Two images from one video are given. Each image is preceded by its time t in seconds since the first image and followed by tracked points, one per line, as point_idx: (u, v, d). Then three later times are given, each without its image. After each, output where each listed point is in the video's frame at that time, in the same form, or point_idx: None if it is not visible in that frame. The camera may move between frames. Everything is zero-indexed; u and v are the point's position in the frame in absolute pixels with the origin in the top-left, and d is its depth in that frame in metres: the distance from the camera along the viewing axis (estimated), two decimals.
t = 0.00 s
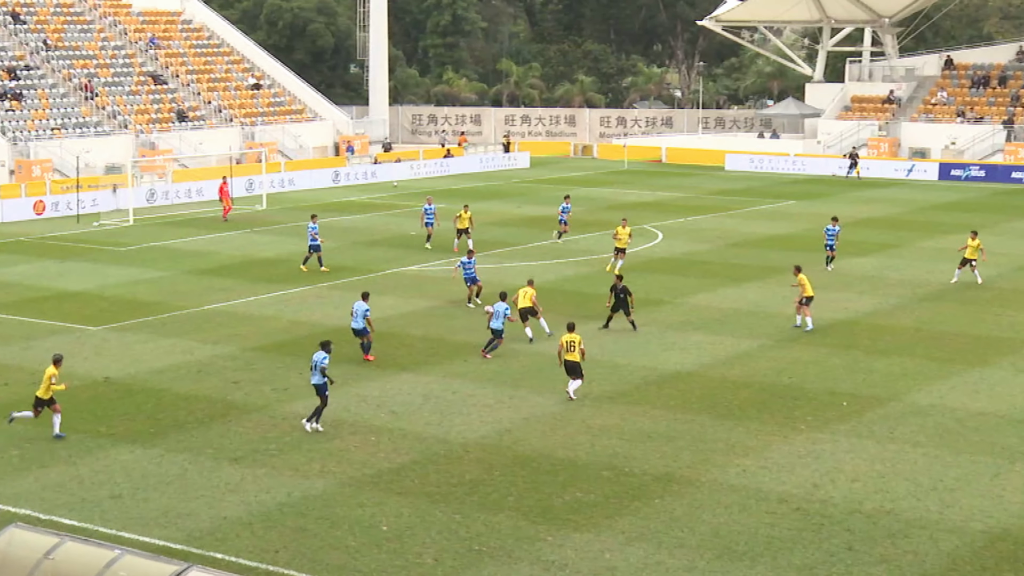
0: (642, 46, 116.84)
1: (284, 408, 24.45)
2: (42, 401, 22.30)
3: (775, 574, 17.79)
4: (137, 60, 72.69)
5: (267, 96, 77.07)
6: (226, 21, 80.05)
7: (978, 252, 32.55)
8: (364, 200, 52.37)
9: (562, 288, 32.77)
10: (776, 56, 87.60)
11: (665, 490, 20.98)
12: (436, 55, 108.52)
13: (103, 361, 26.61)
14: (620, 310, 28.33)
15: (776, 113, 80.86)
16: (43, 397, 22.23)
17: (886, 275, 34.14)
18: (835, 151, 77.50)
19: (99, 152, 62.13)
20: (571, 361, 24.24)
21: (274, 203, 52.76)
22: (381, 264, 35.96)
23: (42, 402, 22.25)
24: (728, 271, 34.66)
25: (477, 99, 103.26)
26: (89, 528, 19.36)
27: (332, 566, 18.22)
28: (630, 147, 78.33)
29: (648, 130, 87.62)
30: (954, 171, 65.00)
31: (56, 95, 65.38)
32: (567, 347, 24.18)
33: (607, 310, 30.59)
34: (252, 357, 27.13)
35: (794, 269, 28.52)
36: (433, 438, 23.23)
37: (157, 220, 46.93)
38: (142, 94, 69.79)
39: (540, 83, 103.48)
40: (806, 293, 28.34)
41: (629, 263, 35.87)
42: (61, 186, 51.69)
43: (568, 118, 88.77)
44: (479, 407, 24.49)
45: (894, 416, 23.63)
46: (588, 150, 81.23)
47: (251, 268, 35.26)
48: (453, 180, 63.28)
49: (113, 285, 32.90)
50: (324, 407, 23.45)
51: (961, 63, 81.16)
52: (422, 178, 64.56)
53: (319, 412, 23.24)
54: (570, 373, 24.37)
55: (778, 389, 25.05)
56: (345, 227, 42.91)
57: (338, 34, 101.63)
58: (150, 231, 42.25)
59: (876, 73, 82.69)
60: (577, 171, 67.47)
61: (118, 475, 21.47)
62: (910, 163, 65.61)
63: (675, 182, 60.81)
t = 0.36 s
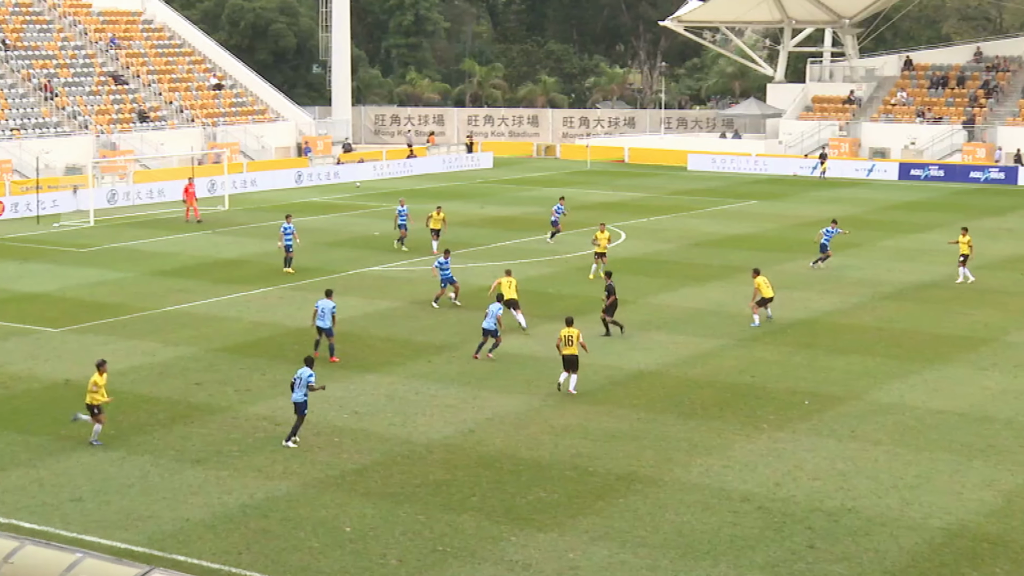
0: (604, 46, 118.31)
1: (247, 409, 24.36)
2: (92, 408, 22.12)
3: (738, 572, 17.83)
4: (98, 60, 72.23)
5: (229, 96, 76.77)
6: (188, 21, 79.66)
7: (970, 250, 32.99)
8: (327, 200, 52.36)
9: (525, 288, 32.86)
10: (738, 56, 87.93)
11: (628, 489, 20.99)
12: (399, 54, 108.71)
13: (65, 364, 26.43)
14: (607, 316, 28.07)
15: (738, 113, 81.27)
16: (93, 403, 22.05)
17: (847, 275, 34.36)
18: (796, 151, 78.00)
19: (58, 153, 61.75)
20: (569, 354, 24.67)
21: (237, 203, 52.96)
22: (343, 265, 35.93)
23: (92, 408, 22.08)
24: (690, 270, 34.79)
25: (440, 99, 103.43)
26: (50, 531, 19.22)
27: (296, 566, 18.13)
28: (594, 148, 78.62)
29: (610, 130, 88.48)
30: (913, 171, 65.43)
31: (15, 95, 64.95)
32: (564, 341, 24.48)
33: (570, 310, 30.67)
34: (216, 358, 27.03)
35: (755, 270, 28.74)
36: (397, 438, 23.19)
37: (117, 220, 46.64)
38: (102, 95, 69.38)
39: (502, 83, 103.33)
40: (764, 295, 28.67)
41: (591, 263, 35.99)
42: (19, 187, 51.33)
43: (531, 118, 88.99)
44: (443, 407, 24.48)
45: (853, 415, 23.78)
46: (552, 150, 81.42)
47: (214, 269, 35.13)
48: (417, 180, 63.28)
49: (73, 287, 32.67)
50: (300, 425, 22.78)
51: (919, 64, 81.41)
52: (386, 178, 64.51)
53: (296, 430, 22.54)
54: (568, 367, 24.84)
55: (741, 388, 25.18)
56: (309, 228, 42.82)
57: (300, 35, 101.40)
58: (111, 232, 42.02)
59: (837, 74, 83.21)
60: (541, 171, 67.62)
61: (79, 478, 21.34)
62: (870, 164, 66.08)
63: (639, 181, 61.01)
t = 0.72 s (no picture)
0: (560, 46, 118.75)
1: (204, 411, 24.25)
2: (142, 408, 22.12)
3: (694, 571, 17.90)
4: (50, 61, 71.68)
5: (184, 97, 76.40)
6: (142, 20, 79.18)
7: (953, 248, 33.65)
8: (284, 200, 52.39)
9: (483, 288, 32.91)
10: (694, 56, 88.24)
11: (585, 488, 21.02)
12: (356, 55, 108.67)
13: (20, 367, 26.21)
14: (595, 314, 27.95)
15: (693, 113, 81.69)
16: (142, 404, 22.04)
17: (804, 274, 34.60)
18: (751, 151, 78.55)
19: (10, 154, 61.23)
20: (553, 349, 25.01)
21: (193, 203, 52.92)
22: (301, 266, 35.82)
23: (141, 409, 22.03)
24: (648, 270, 34.93)
25: (397, 99, 103.36)
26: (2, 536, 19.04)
27: (252, 569, 18.04)
28: (550, 148, 78.64)
29: (568, 131, 88.26)
30: (866, 170, 65.99)
31: None
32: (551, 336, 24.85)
33: (528, 310, 30.74)
34: (173, 360, 26.89)
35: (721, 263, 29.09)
36: (354, 439, 23.15)
37: (72, 221, 46.36)
38: (55, 95, 68.88)
39: (459, 83, 104.49)
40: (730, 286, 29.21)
41: (549, 263, 36.09)
42: None
43: (488, 119, 88.83)
44: (401, 408, 24.47)
45: (809, 413, 23.93)
46: (509, 151, 81.52)
47: (171, 270, 34.96)
48: (374, 181, 63.24)
49: (27, 289, 32.40)
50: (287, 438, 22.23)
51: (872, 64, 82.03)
52: (342, 178, 64.36)
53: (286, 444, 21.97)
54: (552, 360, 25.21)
55: (697, 387, 25.32)
56: (266, 228, 42.71)
57: (255, 35, 101.10)
58: (65, 233, 41.71)
59: (791, 75, 83.70)
60: (498, 172, 67.65)
61: (33, 482, 21.15)
62: (824, 164, 66.46)
63: (596, 181, 61.13)
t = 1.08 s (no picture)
0: (523, 45, 118.32)
1: (163, 413, 23.94)
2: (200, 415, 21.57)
3: (659, 573, 17.74)
4: (6, 59, 70.96)
5: (143, 95, 75.84)
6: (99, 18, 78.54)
7: (949, 246, 33.73)
8: (245, 199, 52.23)
9: (446, 289, 32.71)
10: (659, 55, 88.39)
11: (550, 490, 20.83)
12: (317, 53, 109.01)
13: None
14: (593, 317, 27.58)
15: (658, 112, 81.74)
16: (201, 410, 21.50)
17: (769, 273, 34.56)
18: (715, 149, 78.92)
19: None
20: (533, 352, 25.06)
21: (151, 203, 52.53)
22: (261, 267, 35.49)
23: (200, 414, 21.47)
24: (612, 270, 34.81)
25: (358, 97, 102.72)
26: None
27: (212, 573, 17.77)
28: (513, 147, 78.40)
29: (530, 130, 88.66)
30: (831, 169, 66.08)
31: None
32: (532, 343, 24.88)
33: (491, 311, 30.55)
34: (134, 362, 26.56)
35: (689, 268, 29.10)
36: (316, 441, 22.89)
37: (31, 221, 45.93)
38: (11, 93, 68.21)
39: (421, 81, 104.02)
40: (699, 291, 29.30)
41: (513, 263, 35.92)
42: None
43: (450, 117, 88.65)
44: (363, 410, 24.23)
45: (774, 413, 23.83)
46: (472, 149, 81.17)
47: (130, 271, 34.59)
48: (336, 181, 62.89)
49: None
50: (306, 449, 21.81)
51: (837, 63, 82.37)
52: (303, 178, 64.05)
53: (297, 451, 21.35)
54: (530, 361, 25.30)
55: (662, 387, 25.21)
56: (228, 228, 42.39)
57: (215, 32, 100.48)
58: (23, 233, 41.24)
59: (755, 72, 83.53)
60: (459, 172, 67.24)
61: None
62: (788, 162, 66.43)
63: (560, 181, 60.85)
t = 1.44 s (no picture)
0: (541, 43, 118.20)
1: (178, 414, 23.82)
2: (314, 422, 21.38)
3: None
4: (21, 57, 71.09)
5: (158, 93, 75.82)
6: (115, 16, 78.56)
7: (1009, 246, 33.37)
8: (261, 198, 52.10)
9: (462, 289, 32.56)
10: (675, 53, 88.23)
11: (569, 492, 20.65)
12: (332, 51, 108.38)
13: None
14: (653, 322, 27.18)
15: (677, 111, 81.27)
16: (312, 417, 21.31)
17: (786, 273, 34.33)
18: (734, 149, 78.48)
19: None
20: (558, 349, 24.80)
21: (167, 203, 51.90)
22: (277, 266, 35.40)
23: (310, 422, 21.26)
24: (629, 270, 34.63)
25: (374, 96, 102.32)
26: None
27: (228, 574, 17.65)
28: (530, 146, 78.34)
29: (548, 129, 88.11)
30: (852, 168, 65.66)
31: None
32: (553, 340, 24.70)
33: (508, 311, 30.40)
34: (149, 362, 26.48)
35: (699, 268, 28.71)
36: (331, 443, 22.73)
37: (45, 220, 45.91)
38: (26, 92, 68.33)
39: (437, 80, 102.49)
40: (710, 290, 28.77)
41: (529, 263, 35.75)
42: None
43: (467, 116, 88.36)
44: (378, 410, 24.10)
45: (794, 415, 23.63)
46: (488, 148, 81.09)
47: (144, 271, 34.50)
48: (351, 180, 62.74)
49: None
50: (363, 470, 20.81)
51: (857, 62, 82.04)
52: (319, 176, 63.90)
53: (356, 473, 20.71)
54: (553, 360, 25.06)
55: (680, 388, 25.03)
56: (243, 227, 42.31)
57: (230, 30, 100.87)
58: (38, 233, 41.19)
59: (775, 70, 83.05)
60: (472, 170, 66.80)
61: (4, 486, 20.69)
62: (808, 162, 66.02)
63: (575, 180, 60.54)
